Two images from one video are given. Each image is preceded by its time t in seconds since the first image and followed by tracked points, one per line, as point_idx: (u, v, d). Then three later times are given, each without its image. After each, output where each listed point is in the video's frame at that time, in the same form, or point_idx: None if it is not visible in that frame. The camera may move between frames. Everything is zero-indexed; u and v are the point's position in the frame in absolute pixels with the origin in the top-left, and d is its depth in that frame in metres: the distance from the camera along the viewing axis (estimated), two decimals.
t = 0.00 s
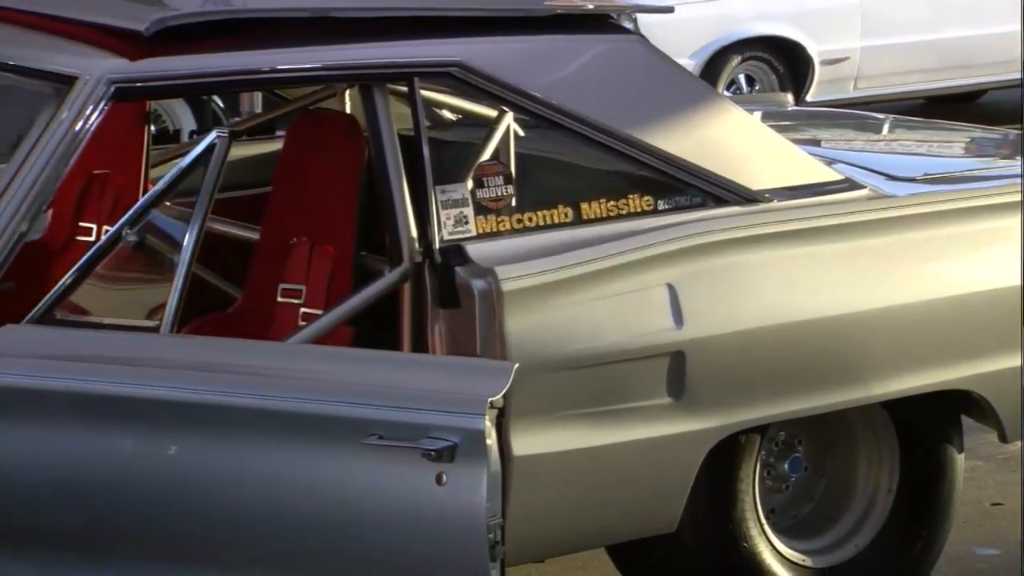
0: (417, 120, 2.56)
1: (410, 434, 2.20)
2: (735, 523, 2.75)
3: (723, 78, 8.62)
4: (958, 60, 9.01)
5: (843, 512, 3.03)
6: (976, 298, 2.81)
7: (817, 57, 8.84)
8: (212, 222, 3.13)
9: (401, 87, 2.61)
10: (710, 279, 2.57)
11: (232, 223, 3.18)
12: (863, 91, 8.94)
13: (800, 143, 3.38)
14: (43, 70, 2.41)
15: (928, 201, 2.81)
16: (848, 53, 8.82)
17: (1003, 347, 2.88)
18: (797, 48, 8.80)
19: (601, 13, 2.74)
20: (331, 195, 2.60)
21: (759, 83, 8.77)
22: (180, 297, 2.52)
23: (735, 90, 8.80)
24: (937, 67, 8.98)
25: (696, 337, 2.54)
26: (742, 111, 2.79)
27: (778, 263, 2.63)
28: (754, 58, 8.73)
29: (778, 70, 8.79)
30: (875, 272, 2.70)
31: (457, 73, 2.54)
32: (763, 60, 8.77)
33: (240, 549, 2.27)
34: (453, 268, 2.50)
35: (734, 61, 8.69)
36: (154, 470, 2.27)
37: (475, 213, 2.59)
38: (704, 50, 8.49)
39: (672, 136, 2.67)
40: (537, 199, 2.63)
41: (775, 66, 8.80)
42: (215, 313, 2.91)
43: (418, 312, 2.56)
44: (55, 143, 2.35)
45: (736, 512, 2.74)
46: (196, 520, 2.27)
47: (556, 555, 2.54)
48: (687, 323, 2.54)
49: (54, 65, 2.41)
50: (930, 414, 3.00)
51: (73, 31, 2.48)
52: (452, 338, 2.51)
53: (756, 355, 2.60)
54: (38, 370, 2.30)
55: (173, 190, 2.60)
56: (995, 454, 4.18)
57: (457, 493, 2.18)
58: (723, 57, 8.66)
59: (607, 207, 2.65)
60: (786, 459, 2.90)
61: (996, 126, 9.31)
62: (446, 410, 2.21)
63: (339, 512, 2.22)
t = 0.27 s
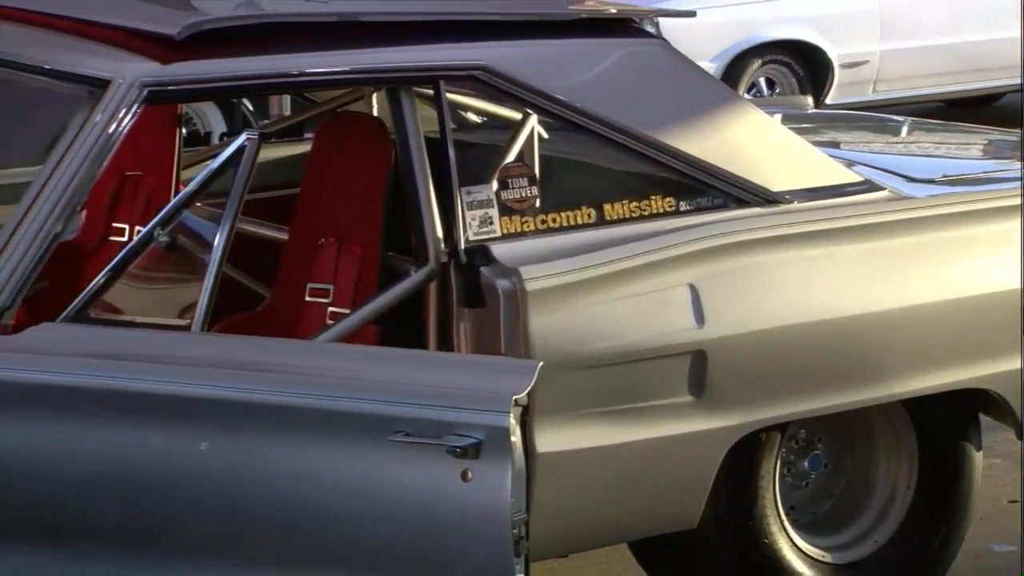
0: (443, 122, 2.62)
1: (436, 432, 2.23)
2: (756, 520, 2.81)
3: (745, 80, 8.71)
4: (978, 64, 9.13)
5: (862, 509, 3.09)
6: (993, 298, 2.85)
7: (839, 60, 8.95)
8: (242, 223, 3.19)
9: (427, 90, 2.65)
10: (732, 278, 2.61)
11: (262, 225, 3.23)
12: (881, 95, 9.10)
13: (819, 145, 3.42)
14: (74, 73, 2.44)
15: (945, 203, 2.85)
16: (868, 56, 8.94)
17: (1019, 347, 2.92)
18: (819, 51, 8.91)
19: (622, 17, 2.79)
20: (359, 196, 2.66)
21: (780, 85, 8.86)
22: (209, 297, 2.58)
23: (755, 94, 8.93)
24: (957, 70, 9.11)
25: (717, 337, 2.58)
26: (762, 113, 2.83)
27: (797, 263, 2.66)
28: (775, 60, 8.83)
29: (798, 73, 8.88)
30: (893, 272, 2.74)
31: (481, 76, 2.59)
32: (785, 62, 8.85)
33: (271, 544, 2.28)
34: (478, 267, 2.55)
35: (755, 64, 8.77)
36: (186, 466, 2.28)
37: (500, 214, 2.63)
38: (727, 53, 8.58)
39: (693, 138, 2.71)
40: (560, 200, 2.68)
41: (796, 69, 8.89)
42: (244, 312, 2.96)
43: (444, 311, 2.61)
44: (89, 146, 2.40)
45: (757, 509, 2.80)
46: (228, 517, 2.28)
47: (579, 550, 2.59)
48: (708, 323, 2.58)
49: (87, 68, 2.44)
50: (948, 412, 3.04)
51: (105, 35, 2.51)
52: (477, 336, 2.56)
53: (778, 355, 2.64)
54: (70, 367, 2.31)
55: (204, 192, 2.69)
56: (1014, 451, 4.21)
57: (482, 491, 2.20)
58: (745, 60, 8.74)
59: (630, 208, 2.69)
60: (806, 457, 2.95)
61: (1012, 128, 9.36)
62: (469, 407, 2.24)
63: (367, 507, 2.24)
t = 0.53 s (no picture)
0: (466, 125, 2.66)
1: (460, 428, 2.25)
2: (777, 515, 2.86)
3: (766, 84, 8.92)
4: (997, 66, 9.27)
5: (880, 505, 3.16)
6: (1008, 299, 2.90)
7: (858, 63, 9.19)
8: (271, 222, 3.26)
9: (452, 93, 2.70)
10: (752, 279, 2.65)
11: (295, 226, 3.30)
12: (900, 98, 9.33)
13: (839, 147, 3.46)
14: (108, 76, 2.49)
15: (963, 206, 2.90)
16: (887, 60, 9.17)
17: None
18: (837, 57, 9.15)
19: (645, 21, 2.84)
20: (385, 198, 2.71)
21: (800, 88, 9.06)
22: (239, 295, 2.62)
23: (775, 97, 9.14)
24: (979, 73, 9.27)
25: (737, 336, 2.62)
26: (782, 115, 2.87)
27: (815, 264, 2.70)
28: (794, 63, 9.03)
29: (819, 77, 9.07)
30: (911, 273, 2.78)
31: (505, 79, 2.63)
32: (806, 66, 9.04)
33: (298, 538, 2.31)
34: (502, 267, 2.59)
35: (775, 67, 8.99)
36: (214, 462, 2.31)
37: (524, 215, 2.68)
38: (747, 56, 8.80)
39: (714, 140, 2.75)
40: (583, 201, 2.72)
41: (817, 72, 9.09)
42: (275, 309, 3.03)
43: (469, 310, 2.66)
44: (122, 146, 2.46)
45: (778, 506, 2.86)
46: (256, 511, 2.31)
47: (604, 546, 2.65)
48: (729, 322, 2.61)
49: (120, 72, 2.49)
50: (965, 409, 3.09)
51: (139, 40, 2.57)
52: (501, 337, 2.60)
53: (799, 353, 2.68)
54: (105, 365, 2.36)
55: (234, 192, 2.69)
56: None
57: (506, 488, 2.22)
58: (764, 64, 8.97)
59: (652, 209, 2.73)
60: (825, 454, 3.00)
61: None
62: (493, 405, 2.26)
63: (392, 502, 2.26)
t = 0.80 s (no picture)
0: (491, 128, 2.69)
1: (483, 425, 2.26)
2: (794, 512, 2.91)
3: (784, 88, 9.10)
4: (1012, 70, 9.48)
5: (897, 502, 3.20)
6: None
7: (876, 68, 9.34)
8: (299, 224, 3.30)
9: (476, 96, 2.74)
10: (770, 279, 2.69)
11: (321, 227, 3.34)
12: (914, 101, 9.51)
13: (856, 149, 3.50)
14: (138, 80, 2.54)
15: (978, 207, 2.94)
16: (903, 64, 9.33)
17: None
18: (856, 61, 9.31)
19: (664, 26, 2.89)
20: (410, 199, 2.76)
21: (818, 91, 9.20)
22: (266, 295, 2.65)
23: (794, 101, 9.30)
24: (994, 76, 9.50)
25: (756, 336, 2.65)
26: (800, 118, 2.92)
27: (833, 264, 2.75)
28: (813, 68, 9.18)
29: (836, 80, 9.24)
30: (927, 273, 2.83)
31: (529, 83, 2.68)
32: (823, 69, 9.20)
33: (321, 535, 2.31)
34: (525, 267, 2.64)
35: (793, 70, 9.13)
36: (239, 458, 2.33)
37: (546, 215, 2.73)
38: (766, 62, 8.97)
39: (734, 142, 2.79)
40: (605, 203, 2.76)
41: (833, 75, 9.25)
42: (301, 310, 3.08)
43: (491, 310, 2.70)
44: (155, 147, 2.52)
45: (796, 502, 2.90)
46: (280, 508, 2.32)
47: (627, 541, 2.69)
48: (747, 321, 2.66)
49: (151, 76, 2.54)
50: (982, 409, 3.12)
51: (167, 43, 2.61)
52: (523, 335, 2.65)
53: (818, 353, 2.72)
54: (134, 361, 2.38)
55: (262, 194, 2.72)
56: None
57: (529, 483, 2.22)
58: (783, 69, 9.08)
59: (672, 210, 2.78)
60: (843, 452, 3.04)
61: None
62: (518, 402, 2.26)
63: (413, 500, 2.27)
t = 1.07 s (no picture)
0: (513, 130, 2.75)
1: (507, 422, 2.30)
2: (811, 508, 2.96)
3: (801, 91, 9.19)
4: None
5: (913, 498, 3.26)
6: None
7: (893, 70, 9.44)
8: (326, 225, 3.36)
9: (498, 99, 2.79)
10: (788, 278, 2.73)
11: (346, 227, 3.40)
12: (930, 103, 9.61)
13: (872, 152, 3.54)
14: (170, 83, 2.58)
15: (993, 207, 2.98)
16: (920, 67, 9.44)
17: None
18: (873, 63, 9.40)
19: (682, 29, 2.94)
20: (433, 201, 2.82)
21: (835, 95, 9.28)
22: (293, 294, 2.71)
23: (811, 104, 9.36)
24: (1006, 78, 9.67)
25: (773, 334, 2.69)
26: (818, 119, 2.97)
27: (850, 265, 2.79)
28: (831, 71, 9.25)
29: (853, 83, 9.32)
30: (942, 273, 2.87)
31: (551, 86, 2.72)
32: (841, 73, 9.28)
33: (348, 528, 2.36)
34: (547, 267, 2.68)
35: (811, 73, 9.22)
36: (265, 453, 2.37)
37: (567, 216, 2.78)
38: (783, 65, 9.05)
39: (752, 144, 2.85)
40: (625, 203, 2.82)
41: (851, 79, 9.34)
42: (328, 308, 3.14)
43: (513, 309, 2.76)
44: (183, 151, 2.56)
45: (813, 499, 2.95)
46: (307, 503, 2.36)
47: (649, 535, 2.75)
48: (765, 320, 2.70)
49: (182, 79, 2.59)
50: (998, 406, 3.14)
51: (197, 47, 2.66)
52: (546, 333, 2.70)
53: (834, 351, 2.77)
54: (161, 359, 2.42)
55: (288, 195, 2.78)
56: None
57: (551, 480, 2.27)
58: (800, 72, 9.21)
59: (691, 211, 2.84)
60: (860, 449, 3.09)
61: None
62: (539, 399, 2.28)
63: (436, 495, 2.31)
